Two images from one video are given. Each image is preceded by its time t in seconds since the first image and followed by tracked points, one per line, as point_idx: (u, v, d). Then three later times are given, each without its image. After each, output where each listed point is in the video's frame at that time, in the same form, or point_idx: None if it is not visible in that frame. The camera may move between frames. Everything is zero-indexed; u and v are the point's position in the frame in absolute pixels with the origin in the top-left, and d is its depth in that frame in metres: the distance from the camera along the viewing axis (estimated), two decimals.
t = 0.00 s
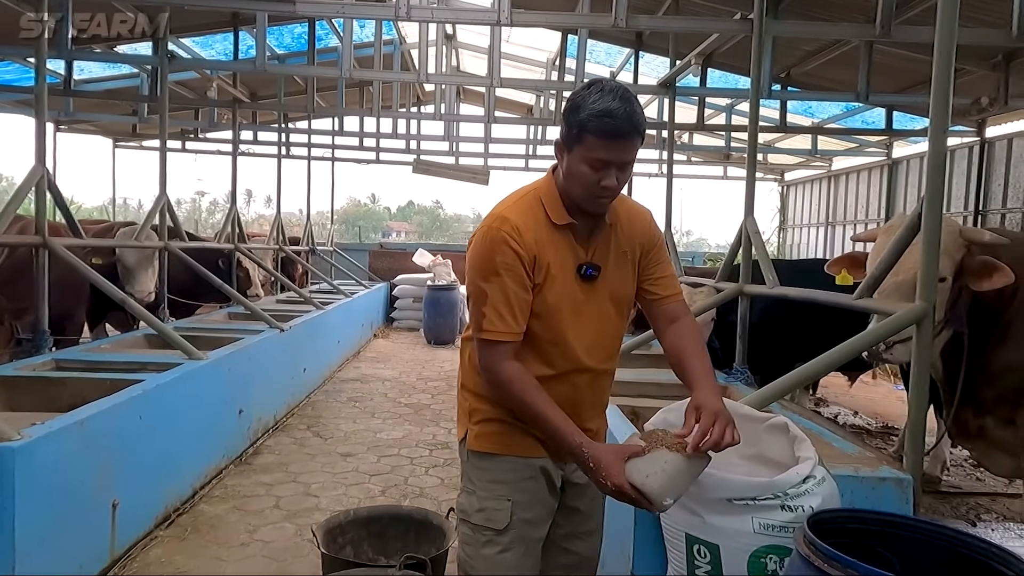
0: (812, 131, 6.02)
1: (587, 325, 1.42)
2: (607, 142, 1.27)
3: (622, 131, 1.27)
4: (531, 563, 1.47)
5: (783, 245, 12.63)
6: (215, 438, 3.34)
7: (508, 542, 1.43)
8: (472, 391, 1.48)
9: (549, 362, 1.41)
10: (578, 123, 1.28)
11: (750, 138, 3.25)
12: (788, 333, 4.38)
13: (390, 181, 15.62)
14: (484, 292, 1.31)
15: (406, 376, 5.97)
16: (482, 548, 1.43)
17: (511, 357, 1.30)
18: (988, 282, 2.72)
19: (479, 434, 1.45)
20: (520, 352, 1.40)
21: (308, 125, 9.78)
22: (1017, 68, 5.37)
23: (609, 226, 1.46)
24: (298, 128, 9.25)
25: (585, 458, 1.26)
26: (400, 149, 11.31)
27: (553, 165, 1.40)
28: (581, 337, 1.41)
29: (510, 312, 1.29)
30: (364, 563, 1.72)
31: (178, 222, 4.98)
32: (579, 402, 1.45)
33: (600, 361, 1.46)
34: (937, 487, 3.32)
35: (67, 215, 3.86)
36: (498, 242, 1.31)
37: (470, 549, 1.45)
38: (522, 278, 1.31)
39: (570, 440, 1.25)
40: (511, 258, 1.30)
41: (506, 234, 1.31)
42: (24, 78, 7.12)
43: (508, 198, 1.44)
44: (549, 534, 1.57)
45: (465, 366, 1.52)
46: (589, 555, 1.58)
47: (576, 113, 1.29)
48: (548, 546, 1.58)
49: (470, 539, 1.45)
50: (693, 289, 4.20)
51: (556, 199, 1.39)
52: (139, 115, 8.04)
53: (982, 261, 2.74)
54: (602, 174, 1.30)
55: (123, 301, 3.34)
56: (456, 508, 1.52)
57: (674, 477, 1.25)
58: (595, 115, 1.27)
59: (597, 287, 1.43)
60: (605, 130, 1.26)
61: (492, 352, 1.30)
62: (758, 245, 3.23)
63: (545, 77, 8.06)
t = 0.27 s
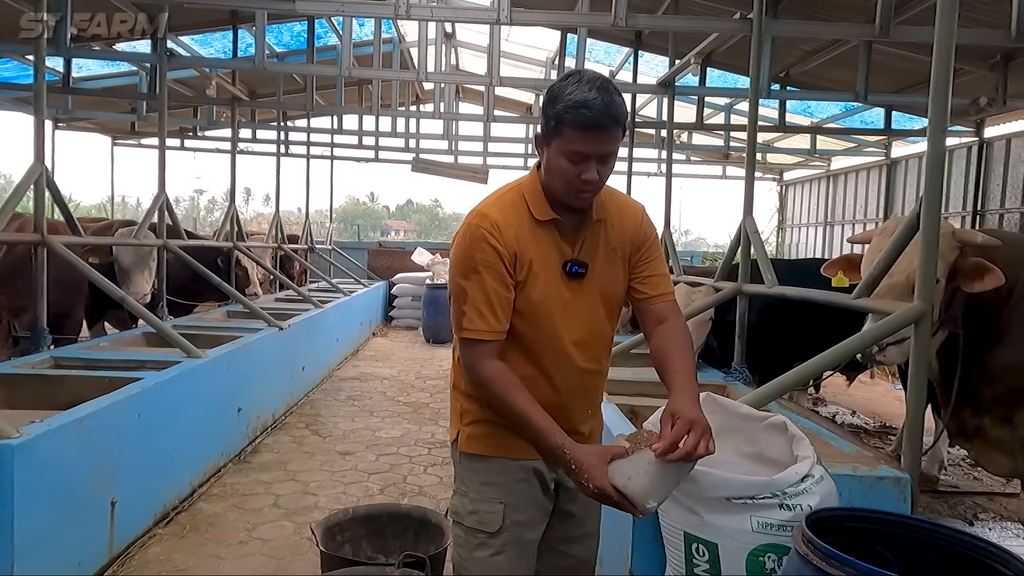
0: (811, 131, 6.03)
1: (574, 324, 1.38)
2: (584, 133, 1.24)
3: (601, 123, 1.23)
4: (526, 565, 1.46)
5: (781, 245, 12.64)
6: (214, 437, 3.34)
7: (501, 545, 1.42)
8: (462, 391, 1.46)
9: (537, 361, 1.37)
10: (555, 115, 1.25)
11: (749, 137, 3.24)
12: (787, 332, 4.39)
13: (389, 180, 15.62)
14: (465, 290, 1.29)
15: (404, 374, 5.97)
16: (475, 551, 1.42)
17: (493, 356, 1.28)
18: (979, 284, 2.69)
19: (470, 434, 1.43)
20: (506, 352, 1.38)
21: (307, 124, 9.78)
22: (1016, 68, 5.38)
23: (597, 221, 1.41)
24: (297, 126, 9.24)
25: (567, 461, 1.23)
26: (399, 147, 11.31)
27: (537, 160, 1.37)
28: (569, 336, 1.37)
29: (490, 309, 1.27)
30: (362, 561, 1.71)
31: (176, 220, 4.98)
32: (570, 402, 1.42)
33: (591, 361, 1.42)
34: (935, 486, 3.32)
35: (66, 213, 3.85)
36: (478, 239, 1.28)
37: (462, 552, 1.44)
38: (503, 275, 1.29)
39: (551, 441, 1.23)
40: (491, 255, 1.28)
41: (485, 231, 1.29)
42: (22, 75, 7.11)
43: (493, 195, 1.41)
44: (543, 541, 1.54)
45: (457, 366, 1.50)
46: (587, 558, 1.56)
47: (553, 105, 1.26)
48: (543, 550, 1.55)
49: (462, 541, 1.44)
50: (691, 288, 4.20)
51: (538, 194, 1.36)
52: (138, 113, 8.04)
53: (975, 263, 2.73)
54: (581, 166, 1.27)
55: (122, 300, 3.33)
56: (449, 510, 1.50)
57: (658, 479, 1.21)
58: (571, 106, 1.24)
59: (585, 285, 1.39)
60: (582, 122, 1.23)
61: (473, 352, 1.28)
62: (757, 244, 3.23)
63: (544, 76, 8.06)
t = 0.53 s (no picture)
0: (806, 129, 6.04)
1: (556, 320, 1.34)
2: (552, 120, 1.22)
3: (568, 108, 1.21)
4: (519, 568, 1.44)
5: (777, 243, 12.67)
6: (210, 437, 3.33)
7: (492, 550, 1.40)
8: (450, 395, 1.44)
9: (520, 361, 1.34)
10: (523, 104, 1.24)
11: (745, 136, 3.24)
12: (783, 330, 4.40)
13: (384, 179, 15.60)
14: (439, 289, 1.27)
15: (401, 374, 5.96)
16: (467, 555, 1.40)
17: (471, 356, 1.26)
18: (980, 313, 2.73)
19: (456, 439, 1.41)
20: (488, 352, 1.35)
21: (302, 123, 9.76)
22: (1010, 66, 5.40)
23: (577, 213, 1.38)
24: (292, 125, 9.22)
25: (545, 464, 1.19)
26: (394, 146, 11.30)
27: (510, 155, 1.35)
28: (551, 334, 1.34)
29: (465, 308, 1.25)
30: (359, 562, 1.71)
31: (171, 220, 4.97)
32: (556, 404, 1.38)
33: (576, 359, 1.38)
34: (931, 483, 3.33)
35: (60, 213, 3.84)
36: (451, 237, 1.26)
37: (454, 557, 1.42)
38: (478, 272, 1.26)
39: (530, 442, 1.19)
40: (464, 252, 1.25)
41: (458, 228, 1.27)
42: (15, 75, 7.08)
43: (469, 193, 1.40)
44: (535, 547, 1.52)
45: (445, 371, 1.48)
46: (584, 562, 1.53)
47: (519, 95, 1.24)
48: (539, 554, 1.53)
49: (455, 546, 1.42)
50: (688, 286, 4.21)
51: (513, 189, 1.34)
52: (132, 112, 8.01)
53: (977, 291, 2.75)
54: (553, 154, 1.24)
55: (116, 301, 3.32)
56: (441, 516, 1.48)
57: (637, 482, 1.12)
58: (537, 93, 1.22)
59: (567, 279, 1.35)
60: (549, 109, 1.21)
61: (450, 352, 1.26)
62: (753, 242, 3.23)
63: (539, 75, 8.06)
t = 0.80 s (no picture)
0: (805, 134, 6.05)
1: (546, 325, 1.31)
2: (528, 113, 1.20)
3: (542, 99, 1.20)
4: None
5: (777, 248, 12.69)
6: (211, 447, 3.33)
7: (485, 563, 1.35)
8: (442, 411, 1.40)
9: (510, 369, 1.31)
10: (499, 99, 1.23)
11: (743, 142, 3.25)
12: (784, 335, 4.39)
13: (385, 186, 15.63)
14: (420, 296, 1.25)
15: (402, 381, 5.96)
16: (461, 569, 1.36)
17: (453, 362, 1.24)
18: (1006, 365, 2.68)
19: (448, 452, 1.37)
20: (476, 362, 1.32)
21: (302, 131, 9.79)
22: (1007, 70, 5.41)
23: (564, 214, 1.35)
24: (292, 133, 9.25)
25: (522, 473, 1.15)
26: (394, 154, 11.33)
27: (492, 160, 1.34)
28: (538, 339, 1.30)
29: (446, 314, 1.23)
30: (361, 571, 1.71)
31: (172, 229, 4.97)
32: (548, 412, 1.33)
33: (568, 366, 1.34)
34: (934, 488, 3.33)
35: (61, 223, 3.84)
36: (431, 241, 1.24)
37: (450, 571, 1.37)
38: (458, 275, 1.24)
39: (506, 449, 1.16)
40: (444, 256, 1.23)
41: (438, 232, 1.25)
42: (17, 86, 7.11)
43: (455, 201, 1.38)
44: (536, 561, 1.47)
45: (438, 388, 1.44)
46: None
47: (496, 92, 1.24)
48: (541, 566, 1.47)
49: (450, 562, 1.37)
50: (689, 292, 4.22)
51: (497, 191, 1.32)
52: (133, 122, 8.04)
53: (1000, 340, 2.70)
54: (532, 148, 1.23)
55: (117, 309, 3.31)
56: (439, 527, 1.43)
57: (610, 495, 1.13)
58: (512, 86, 1.21)
59: (556, 281, 1.31)
60: (523, 101, 1.20)
61: (433, 360, 1.24)
62: (753, 247, 3.23)
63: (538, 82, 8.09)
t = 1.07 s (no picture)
0: (809, 133, 6.04)
1: (550, 323, 1.29)
2: (529, 103, 1.21)
3: (543, 88, 1.21)
4: None
5: (781, 247, 12.67)
6: (216, 446, 3.34)
7: (486, 566, 1.33)
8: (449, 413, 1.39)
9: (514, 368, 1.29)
10: (502, 90, 1.23)
11: (747, 141, 3.24)
12: (789, 334, 4.39)
13: (388, 187, 15.64)
14: (421, 290, 1.25)
15: (406, 381, 5.96)
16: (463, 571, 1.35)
17: (450, 357, 1.24)
18: (1009, 357, 2.65)
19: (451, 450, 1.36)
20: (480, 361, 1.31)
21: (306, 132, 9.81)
22: (1011, 67, 5.40)
23: (571, 210, 1.34)
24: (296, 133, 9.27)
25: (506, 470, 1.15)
26: (398, 154, 11.34)
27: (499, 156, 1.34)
28: (540, 334, 1.28)
29: (446, 308, 1.23)
30: (365, 570, 1.71)
31: (176, 230, 4.98)
32: (552, 410, 1.31)
33: (573, 366, 1.31)
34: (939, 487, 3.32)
35: (67, 224, 3.85)
36: (434, 235, 1.24)
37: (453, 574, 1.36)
38: (459, 269, 1.23)
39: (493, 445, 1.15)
40: (446, 249, 1.23)
41: (441, 226, 1.25)
42: (22, 88, 7.14)
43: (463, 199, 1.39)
44: (538, 564, 1.42)
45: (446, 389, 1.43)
46: None
47: (499, 84, 1.25)
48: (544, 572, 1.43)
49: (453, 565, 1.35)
50: (693, 291, 4.22)
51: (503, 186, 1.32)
52: (137, 123, 8.07)
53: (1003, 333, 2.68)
54: (535, 138, 1.23)
55: (122, 310, 3.32)
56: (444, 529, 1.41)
57: (587, 500, 1.10)
58: (513, 77, 1.21)
59: (561, 278, 1.29)
60: (524, 91, 1.20)
61: (434, 355, 1.24)
62: (757, 246, 3.23)
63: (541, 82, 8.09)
